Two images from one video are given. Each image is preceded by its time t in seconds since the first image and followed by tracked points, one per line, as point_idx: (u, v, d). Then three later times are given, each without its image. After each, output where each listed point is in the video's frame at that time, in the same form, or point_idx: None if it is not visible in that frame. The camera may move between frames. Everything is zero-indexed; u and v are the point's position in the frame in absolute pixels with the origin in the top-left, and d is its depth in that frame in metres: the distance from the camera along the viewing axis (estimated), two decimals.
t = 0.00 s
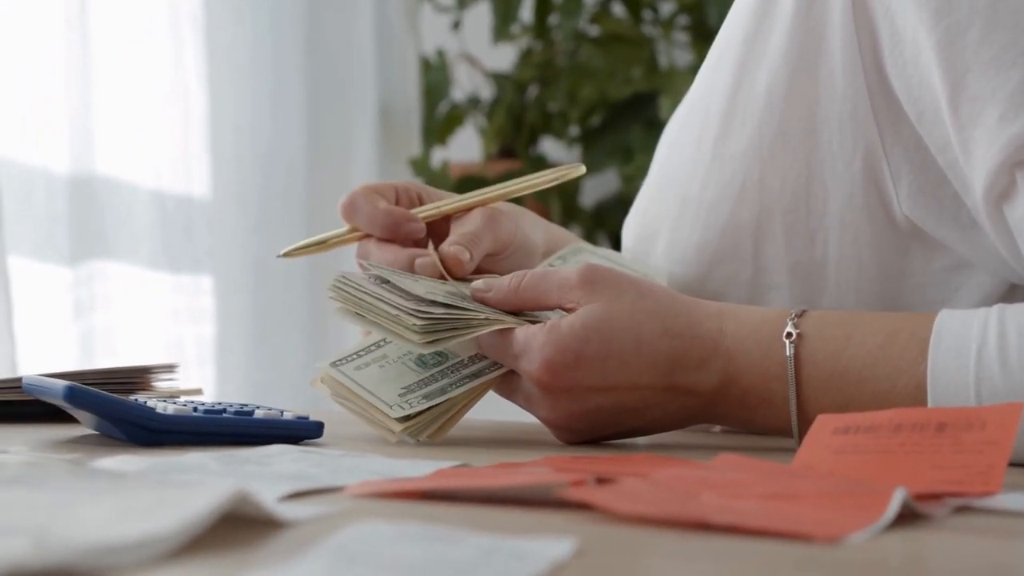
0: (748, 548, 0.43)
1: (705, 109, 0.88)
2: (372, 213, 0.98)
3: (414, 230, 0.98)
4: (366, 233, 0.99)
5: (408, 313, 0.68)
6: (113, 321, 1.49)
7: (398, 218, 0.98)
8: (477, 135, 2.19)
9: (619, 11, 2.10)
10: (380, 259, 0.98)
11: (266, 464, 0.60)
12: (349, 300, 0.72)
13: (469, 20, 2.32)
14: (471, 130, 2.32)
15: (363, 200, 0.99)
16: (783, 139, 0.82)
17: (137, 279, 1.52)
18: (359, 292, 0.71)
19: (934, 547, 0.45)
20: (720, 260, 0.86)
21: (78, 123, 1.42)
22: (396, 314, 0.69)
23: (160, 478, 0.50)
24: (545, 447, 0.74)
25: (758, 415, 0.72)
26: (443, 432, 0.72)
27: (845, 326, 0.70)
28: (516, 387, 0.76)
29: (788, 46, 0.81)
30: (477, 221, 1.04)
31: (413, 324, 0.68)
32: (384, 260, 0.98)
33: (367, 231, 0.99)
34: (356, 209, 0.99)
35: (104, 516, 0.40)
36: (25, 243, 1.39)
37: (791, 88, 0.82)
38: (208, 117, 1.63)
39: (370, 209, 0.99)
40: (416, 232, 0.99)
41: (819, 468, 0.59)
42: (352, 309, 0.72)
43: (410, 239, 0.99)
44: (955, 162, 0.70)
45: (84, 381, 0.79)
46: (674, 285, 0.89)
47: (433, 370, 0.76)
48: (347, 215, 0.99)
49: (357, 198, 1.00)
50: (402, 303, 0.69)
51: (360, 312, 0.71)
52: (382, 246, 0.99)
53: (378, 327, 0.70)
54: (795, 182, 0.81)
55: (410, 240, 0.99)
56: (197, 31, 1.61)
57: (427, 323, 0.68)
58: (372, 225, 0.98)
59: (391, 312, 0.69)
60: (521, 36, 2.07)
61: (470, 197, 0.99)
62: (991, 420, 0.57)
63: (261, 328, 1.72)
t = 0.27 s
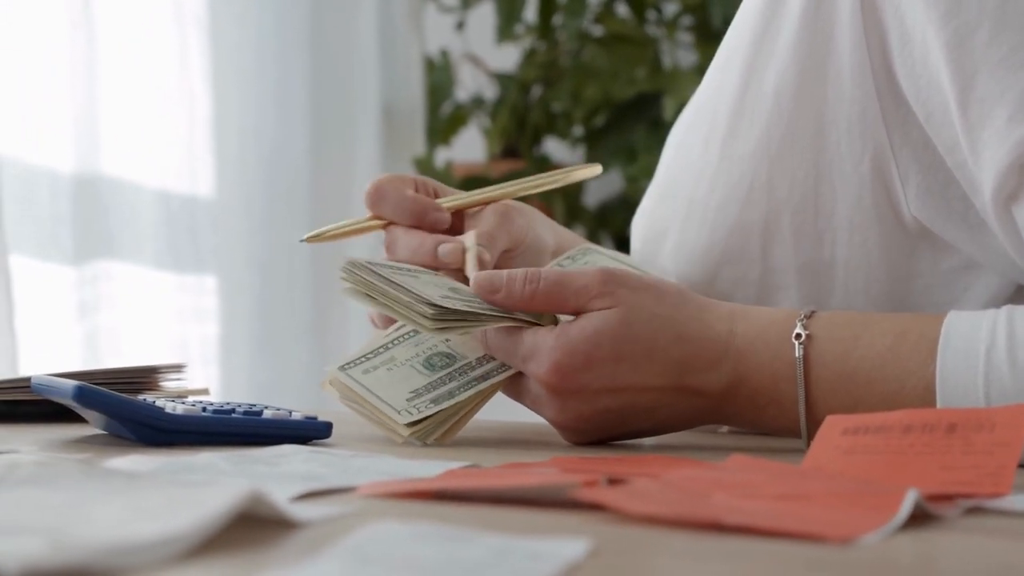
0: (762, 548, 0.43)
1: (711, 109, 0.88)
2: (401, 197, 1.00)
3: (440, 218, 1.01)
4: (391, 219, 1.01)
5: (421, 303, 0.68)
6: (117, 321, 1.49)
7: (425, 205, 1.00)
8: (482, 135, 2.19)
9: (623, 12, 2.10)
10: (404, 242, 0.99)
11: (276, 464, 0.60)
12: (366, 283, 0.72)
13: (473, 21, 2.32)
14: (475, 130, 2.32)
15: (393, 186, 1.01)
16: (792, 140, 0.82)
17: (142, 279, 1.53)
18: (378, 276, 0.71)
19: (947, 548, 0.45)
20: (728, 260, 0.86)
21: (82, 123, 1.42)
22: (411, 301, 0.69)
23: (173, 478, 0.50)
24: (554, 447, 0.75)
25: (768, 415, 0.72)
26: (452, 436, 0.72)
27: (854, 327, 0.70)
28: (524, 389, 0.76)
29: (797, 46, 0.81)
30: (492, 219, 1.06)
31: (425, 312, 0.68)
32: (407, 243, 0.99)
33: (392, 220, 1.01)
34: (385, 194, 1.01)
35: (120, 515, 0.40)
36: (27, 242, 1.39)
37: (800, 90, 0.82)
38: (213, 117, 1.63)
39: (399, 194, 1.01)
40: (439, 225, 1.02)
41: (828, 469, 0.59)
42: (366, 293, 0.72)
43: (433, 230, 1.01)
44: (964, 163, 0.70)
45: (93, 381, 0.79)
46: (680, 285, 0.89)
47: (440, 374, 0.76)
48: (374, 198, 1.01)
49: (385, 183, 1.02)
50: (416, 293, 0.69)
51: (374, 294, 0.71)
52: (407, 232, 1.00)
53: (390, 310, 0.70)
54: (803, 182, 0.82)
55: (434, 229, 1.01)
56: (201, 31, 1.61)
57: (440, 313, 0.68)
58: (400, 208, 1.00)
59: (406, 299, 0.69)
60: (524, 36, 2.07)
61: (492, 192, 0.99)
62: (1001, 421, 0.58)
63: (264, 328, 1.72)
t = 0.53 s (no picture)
0: (778, 550, 0.43)
1: (722, 108, 0.88)
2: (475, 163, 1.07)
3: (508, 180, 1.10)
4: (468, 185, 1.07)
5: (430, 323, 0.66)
6: (122, 321, 1.48)
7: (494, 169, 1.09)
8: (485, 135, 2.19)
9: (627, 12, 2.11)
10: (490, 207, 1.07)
11: (289, 465, 0.60)
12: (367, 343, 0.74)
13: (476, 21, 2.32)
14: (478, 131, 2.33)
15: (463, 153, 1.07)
16: (800, 140, 0.82)
17: (147, 279, 1.53)
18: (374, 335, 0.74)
19: (962, 549, 0.45)
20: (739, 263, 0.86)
21: (87, 122, 1.42)
22: (413, 350, 0.71)
23: (189, 479, 0.50)
24: (563, 449, 0.75)
25: (776, 417, 0.72)
26: (463, 437, 0.72)
27: (863, 329, 0.70)
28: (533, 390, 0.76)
29: (807, 45, 0.82)
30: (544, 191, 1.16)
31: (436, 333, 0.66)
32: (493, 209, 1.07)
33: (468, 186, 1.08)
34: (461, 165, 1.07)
35: (140, 513, 0.40)
36: (34, 242, 1.39)
37: (808, 90, 0.83)
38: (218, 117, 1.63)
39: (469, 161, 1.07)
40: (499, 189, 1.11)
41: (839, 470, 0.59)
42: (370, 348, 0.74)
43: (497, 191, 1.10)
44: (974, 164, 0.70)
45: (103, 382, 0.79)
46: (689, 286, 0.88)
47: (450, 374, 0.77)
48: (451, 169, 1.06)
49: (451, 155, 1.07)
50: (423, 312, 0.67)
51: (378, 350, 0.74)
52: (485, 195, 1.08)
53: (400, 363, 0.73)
54: (812, 183, 0.82)
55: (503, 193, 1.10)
56: (206, 31, 1.61)
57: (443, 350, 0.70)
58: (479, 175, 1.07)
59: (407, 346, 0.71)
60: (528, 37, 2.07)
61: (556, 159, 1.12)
62: (1013, 422, 0.58)
63: (269, 329, 1.72)
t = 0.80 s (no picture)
0: (798, 551, 0.43)
1: (733, 110, 0.91)
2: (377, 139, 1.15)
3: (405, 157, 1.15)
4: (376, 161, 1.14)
5: (442, 319, 0.68)
6: (128, 321, 1.48)
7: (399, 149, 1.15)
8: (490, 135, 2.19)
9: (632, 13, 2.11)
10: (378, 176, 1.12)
11: (303, 466, 0.60)
12: (381, 300, 0.71)
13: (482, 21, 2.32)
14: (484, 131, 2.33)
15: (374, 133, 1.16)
16: (812, 143, 0.85)
17: (153, 279, 1.53)
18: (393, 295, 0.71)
19: (982, 550, 0.45)
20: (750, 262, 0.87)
21: (92, 121, 1.42)
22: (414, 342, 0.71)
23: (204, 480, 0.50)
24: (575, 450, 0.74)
25: (789, 421, 0.72)
26: (473, 434, 0.71)
27: (876, 332, 0.70)
28: (547, 390, 0.76)
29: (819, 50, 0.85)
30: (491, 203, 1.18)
31: (447, 328, 0.67)
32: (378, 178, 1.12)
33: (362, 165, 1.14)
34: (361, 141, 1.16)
35: (161, 514, 0.40)
36: (40, 242, 1.40)
37: (820, 93, 0.85)
38: (223, 117, 1.63)
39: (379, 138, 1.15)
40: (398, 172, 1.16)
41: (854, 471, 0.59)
42: (384, 310, 0.71)
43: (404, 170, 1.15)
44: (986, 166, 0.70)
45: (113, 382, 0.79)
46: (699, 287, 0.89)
47: (462, 368, 0.76)
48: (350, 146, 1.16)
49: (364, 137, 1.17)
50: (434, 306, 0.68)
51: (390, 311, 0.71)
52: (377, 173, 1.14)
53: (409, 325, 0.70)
54: (823, 186, 0.84)
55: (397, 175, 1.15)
56: (212, 31, 1.61)
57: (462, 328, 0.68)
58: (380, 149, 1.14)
59: (424, 314, 0.69)
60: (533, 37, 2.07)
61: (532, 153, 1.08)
62: None
63: (274, 329, 1.72)
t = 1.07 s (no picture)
0: (815, 554, 0.43)
1: (743, 115, 0.92)
2: (308, 174, 1.01)
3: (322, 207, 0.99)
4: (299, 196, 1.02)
5: (466, 299, 0.69)
6: (132, 322, 1.48)
7: (326, 191, 1.00)
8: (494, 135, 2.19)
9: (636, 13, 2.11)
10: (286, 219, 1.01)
11: (314, 468, 0.60)
12: (406, 277, 0.72)
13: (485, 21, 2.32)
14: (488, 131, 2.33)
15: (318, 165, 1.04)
16: (822, 142, 0.85)
17: (158, 281, 1.53)
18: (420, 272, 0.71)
19: (1000, 552, 0.45)
20: (760, 260, 0.87)
21: (97, 122, 1.42)
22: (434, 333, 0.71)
23: (219, 482, 0.50)
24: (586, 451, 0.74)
25: (800, 423, 0.72)
26: (483, 428, 0.71)
27: (887, 333, 0.70)
28: (558, 390, 0.75)
29: (829, 52, 0.86)
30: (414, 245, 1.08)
31: (468, 309, 0.68)
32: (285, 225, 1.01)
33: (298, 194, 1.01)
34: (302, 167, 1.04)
35: (177, 517, 0.40)
36: (47, 244, 1.39)
37: (829, 93, 0.86)
38: (227, 118, 1.63)
39: (316, 174, 1.02)
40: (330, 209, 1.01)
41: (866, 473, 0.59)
42: (407, 286, 0.72)
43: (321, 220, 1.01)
44: (997, 166, 0.70)
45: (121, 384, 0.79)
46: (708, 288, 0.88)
47: (473, 362, 0.76)
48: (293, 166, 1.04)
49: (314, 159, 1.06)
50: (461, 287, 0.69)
51: (413, 287, 0.71)
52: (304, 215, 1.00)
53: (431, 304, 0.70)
54: (834, 189, 0.84)
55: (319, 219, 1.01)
56: (216, 32, 1.61)
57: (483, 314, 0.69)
58: (302, 184, 1.01)
59: (451, 295, 0.69)
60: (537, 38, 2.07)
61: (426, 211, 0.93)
62: None
63: (278, 331, 1.72)
